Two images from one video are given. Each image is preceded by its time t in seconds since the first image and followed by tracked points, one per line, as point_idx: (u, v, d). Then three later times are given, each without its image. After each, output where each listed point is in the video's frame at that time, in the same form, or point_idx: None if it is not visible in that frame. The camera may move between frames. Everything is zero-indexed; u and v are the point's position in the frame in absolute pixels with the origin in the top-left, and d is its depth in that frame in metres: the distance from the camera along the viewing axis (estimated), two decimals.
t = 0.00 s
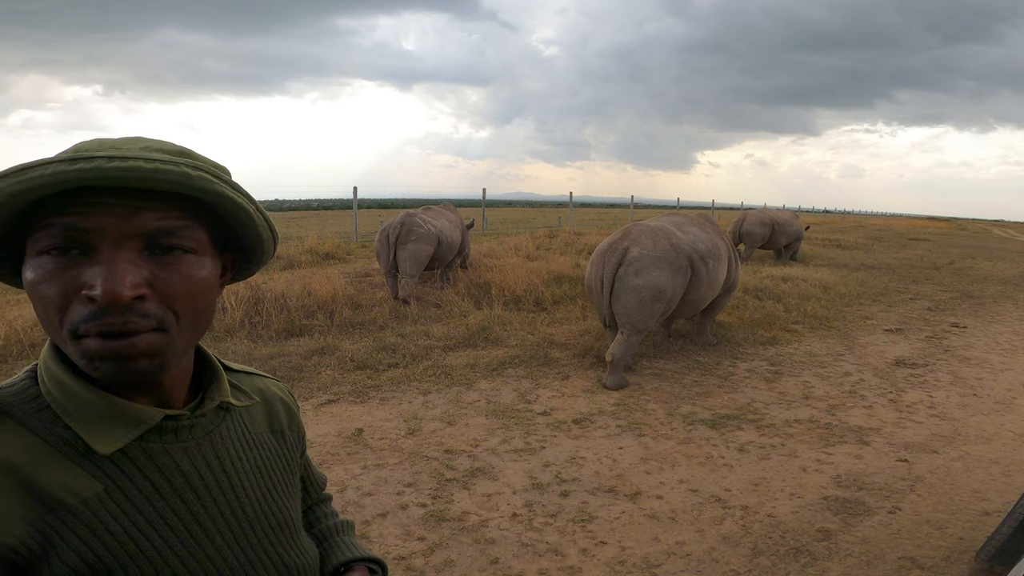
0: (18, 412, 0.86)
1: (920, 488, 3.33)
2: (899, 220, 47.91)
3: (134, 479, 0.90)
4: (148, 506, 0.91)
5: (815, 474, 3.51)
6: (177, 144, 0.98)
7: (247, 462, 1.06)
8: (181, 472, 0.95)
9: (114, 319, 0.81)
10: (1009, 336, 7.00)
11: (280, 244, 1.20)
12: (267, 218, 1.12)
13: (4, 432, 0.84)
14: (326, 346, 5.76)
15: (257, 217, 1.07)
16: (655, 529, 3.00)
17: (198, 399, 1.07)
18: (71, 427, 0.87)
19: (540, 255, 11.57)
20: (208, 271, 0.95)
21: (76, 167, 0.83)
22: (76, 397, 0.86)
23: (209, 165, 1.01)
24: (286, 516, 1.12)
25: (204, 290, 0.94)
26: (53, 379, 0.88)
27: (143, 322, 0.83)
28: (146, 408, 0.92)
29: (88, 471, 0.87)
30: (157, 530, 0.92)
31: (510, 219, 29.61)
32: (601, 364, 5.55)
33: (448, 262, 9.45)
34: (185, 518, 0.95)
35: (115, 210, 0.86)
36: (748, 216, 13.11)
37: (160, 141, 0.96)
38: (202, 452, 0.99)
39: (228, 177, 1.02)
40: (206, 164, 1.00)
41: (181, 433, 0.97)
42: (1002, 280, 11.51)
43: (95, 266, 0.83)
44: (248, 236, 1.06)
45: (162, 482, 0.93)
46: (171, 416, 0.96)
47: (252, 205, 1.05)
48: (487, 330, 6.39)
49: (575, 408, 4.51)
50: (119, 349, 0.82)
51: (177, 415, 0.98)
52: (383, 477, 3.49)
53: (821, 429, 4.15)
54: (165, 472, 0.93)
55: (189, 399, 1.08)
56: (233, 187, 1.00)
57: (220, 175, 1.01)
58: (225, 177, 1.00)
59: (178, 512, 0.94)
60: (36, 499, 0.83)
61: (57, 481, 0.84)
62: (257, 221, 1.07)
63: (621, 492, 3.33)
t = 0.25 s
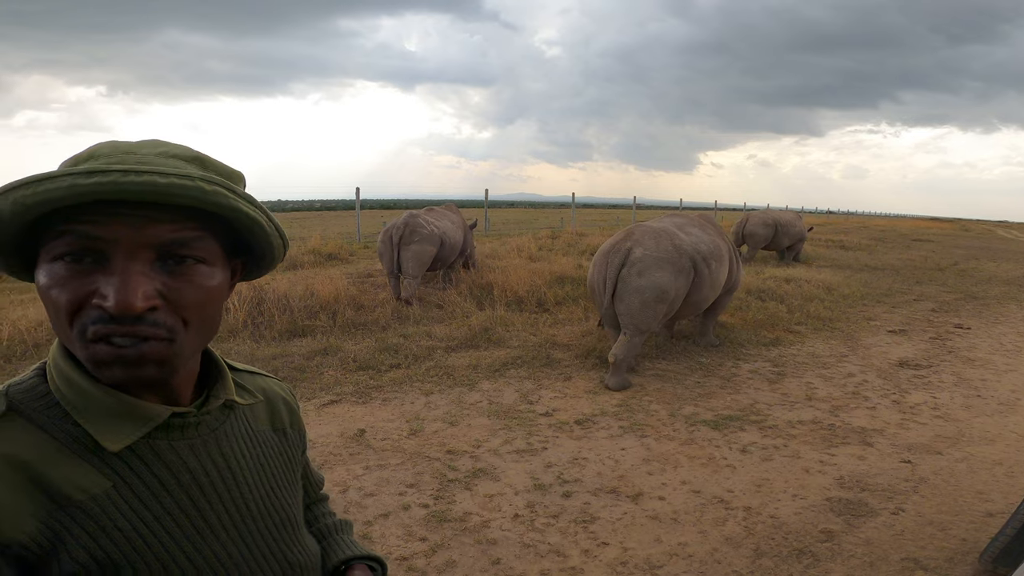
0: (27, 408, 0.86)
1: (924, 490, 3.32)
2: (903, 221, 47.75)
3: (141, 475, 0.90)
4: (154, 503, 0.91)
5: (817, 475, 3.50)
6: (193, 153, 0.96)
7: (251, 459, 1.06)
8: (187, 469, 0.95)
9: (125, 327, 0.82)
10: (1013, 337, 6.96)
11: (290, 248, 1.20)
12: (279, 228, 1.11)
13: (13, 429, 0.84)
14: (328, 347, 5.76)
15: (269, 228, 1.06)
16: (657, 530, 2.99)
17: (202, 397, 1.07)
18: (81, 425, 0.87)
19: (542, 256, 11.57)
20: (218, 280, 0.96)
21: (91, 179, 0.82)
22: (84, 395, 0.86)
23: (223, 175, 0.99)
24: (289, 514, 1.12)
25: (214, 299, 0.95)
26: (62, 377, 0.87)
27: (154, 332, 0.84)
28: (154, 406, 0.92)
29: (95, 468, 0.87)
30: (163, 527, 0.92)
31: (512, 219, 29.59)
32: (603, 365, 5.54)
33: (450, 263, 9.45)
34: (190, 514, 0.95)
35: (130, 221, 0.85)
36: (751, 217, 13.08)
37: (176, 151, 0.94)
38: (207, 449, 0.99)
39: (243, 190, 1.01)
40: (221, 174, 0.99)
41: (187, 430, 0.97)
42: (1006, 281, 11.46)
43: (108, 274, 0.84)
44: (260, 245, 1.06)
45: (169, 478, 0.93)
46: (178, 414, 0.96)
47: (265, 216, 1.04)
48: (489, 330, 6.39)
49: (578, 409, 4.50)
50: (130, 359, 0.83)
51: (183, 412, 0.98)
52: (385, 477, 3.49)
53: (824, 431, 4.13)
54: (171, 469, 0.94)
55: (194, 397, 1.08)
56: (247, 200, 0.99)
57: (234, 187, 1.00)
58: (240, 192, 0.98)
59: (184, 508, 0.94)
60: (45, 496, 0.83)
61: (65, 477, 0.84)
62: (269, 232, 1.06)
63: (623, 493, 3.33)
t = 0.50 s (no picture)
0: (31, 409, 0.87)
1: (927, 491, 3.31)
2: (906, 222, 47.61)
3: (146, 477, 0.90)
4: (159, 504, 0.91)
5: (820, 476, 3.49)
6: (186, 149, 0.97)
7: (255, 460, 1.06)
8: (192, 470, 0.95)
9: (125, 323, 0.81)
10: (1018, 338, 6.93)
11: (288, 244, 1.20)
12: (276, 222, 1.11)
13: (17, 430, 0.84)
14: (330, 347, 5.77)
15: (266, 223, 1.06)
16: (659, 530, 2.99)
17: (206, 398, 1.07)
18: (86, 425, 0.87)
19: (544, 256, 11.57)
20: (217, 276, 0.96)
21: (85, 176, 0.82)
22: (89, 395, 0.86)
23: (218, 169, 1.00)
24: (292, 515, 1.12)
25: (213, 295, 0.95)
26: (65, 377, 0.87)
27: (155, 327, 0.84)
28: (159, 407, 0.92)
29: (101, 469, 0.87)
30: (167, 527, 0.92)
31: (515, 220, 29.58)
32: (606, 366, 5.53)
33: (453, 264, 9.45)
34: (195, 515, 0.95)
35: (127, 218, 0.85)
36: (754, 218, 13.06)
37: (169, 146, 0.95)
38: (212, 450, 0.99)
39: (237, 184, 1.01)
40: (215, 169, 0.99)
41: (191, 431, 0.97)
42: (1011, 282, 11.41)
43: (108, 272, 0.84)
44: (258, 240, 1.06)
45: (174, 479, 0.93)
46: (182, 415, 0.96)
47: (262, 210, 1.05)
48: (492, 331, 6.39)
49: (580, 410, 4.49)
50: (130, 355, 0.82)
51: (188, 413, 0.98)
52: (388, 478, 3.49)
53: (827, 432, 4.12)
54: (176, 469, 0.94)
55: (198, 398, 1.08)
56: (242, 193, 0.99)
57: (228, 181, 1.00)
58: (235, 185, 0.99)
59: (189, 509, 0.94)
60: (50, 497, 0.83)
61: (70, 478, 0.84)
62: (267, 226, 1.06)
63: (625, 494, 3.32)
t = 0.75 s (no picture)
0: (28, 411, 0.87)
1: (930, 492, 3.30)
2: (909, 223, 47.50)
3: (143, 479, 0.90)
4: (156, 506, 0.92)
5: (823, 477, 3.48)
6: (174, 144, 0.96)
7: (254, 462, 1.06)
8: (190, 472, 0.95)
9: (122, 322, 0.82)
10: (1022, 339, 6.90)
11: (282, 238, 1.20)
12: (270, 216, 1.11)
13: (14, 432, 0.84)
14: (333, 348, 5.78)
15: (259, 217, 1.06)
16: (661, 531, 2.98)
17: (206, 399, 1.07)
18: (82, 427, 0.87)
19: (547, 257, 11.57)
20: (213, 272, 0.96)
21: (72, 174, 0.82)
22: (86, 396, 0.87)
23: (207, 164, 1.00)
24: (292, 516, 1.12)
25: (210, 291, 0.95)
26: (62, 378, 0.88)
27: (152, 325, 0.85)
28: (157, 408, 0.92)
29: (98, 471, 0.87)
30: (165, 529, 0.92)
31: (517, 220, 29.57)
32: (608, 367, 5.53)
33: (455, 264, 9.45)
34: (193, 517, 0.95)
35: (118, 216, 0.86)
36: (756, 218, 13.04)
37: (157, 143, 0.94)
38: (210, 452, 0.99)
39: (227, 178, 1.01)
40: (204, 164, 0.99)
41: (190, 433, 0.97)
42: (1015, 283, 11.37)
43: (102, 271, 0.84)
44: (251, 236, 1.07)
45: (171, 481, 0.93)
46: (180, 416, 0.97)
47: (254, 204, 1.05)
48: (494, 332, 6.39)
49: (582, 411, 4.49)
50: (129, 352, 0.83)
51: (186, 415, 0.98)
52: (389, 478, 3.49)
53: (830, 433, 4.11)
54: (174, 471, 0.94)
55: (197, 398, 1.09)
56: (232, 188, 0.99)
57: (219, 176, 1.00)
58: (225, 179, 0.98)
59: (186, 511, 0.94)
60: (47, 498, 0.83)
61: (67, 480, 0.84)
62: (260, 221, 1.07)
63: (627, 494, 3.31)
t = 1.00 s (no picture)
0: (25, 413, 0.87)
1: (933, 493, 3.29)
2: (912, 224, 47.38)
3: (141, 481, 0.91)
4: (155, 508, 0.92)
5: (825, 478, 3.47)
6: (165, 153, 0.95)
7: (254, 463, 1.06)
8: (189, 474, 0.95)
9: (122, 340, 0.83)
10: None
11: (280, 236, 1.20)
12: (266, 219, 1.11)
13: (12, 434, 0.85)
14: (335, 348, 5.78)
15: (256, 222, 1.06)
16: (663, 532, 2.98)
17: (205, 401, 1.07)
18: (80, 430, 0.87)
19: (549, 258, 11.56)
20: (210, 281, 0.97)
21: (63, 195, 0.81)
22: (84, 400, 0.87)
23: (200, 173, 0.98)
24: (291, 517, 1.12)
25: (208, 301, 0.96)
26: (61, 384, 0.88)
27: (152, 340, 0.86)
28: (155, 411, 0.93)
29: (97, 473, 0.87)
30: (163, 530, 0.92)
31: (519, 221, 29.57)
32: (609, 368, 5.52)
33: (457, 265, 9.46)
34: (191, 518, 0.95)
35: (112, 232, 0.85)
36: (758, 219, 13.02)
37: (147, 152, 0.93)
38: (209, 453, 0.99)
39: (222, 187, 1.00)
40: (197, 172, 0.98)
41: (188, 435, 0.97)
42: (1018, 284, 11.33)
43: (99, 287, 0.84)
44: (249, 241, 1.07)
45: (170, 482, 0.93)
46: (179, 418, 0.97)
47: (250, 210, 1.04)
48: (496, 332, 6.39)
49: (584, 411, 4.49)
50: (130, 366, 0.85)
51: (185, 417, 0.98)
52: (391, 479, 3.49)
53: (832, 433, 4.10)
54: (172, 472, 0.94)
55: (197, 400, 1.09)
56: (227, 197, 0.98)
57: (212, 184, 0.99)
58: (219, 189, 0.97)
59: (185, 512, 0.94)
60: (45, 501, 0.84)
61: (65, 482, 0.85)
62: (257, 225, 1.06)
63: (628, 495, 3.31)
